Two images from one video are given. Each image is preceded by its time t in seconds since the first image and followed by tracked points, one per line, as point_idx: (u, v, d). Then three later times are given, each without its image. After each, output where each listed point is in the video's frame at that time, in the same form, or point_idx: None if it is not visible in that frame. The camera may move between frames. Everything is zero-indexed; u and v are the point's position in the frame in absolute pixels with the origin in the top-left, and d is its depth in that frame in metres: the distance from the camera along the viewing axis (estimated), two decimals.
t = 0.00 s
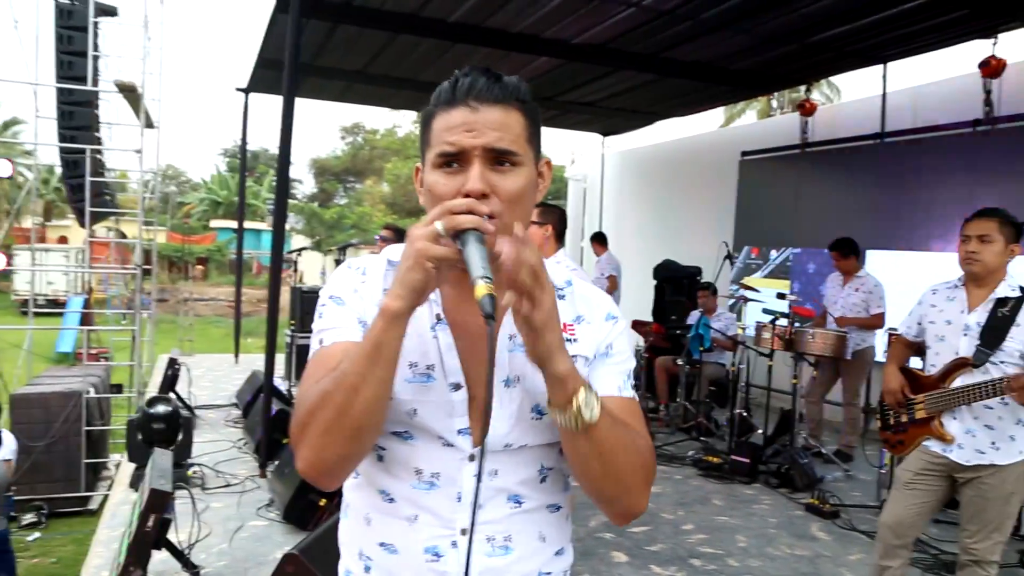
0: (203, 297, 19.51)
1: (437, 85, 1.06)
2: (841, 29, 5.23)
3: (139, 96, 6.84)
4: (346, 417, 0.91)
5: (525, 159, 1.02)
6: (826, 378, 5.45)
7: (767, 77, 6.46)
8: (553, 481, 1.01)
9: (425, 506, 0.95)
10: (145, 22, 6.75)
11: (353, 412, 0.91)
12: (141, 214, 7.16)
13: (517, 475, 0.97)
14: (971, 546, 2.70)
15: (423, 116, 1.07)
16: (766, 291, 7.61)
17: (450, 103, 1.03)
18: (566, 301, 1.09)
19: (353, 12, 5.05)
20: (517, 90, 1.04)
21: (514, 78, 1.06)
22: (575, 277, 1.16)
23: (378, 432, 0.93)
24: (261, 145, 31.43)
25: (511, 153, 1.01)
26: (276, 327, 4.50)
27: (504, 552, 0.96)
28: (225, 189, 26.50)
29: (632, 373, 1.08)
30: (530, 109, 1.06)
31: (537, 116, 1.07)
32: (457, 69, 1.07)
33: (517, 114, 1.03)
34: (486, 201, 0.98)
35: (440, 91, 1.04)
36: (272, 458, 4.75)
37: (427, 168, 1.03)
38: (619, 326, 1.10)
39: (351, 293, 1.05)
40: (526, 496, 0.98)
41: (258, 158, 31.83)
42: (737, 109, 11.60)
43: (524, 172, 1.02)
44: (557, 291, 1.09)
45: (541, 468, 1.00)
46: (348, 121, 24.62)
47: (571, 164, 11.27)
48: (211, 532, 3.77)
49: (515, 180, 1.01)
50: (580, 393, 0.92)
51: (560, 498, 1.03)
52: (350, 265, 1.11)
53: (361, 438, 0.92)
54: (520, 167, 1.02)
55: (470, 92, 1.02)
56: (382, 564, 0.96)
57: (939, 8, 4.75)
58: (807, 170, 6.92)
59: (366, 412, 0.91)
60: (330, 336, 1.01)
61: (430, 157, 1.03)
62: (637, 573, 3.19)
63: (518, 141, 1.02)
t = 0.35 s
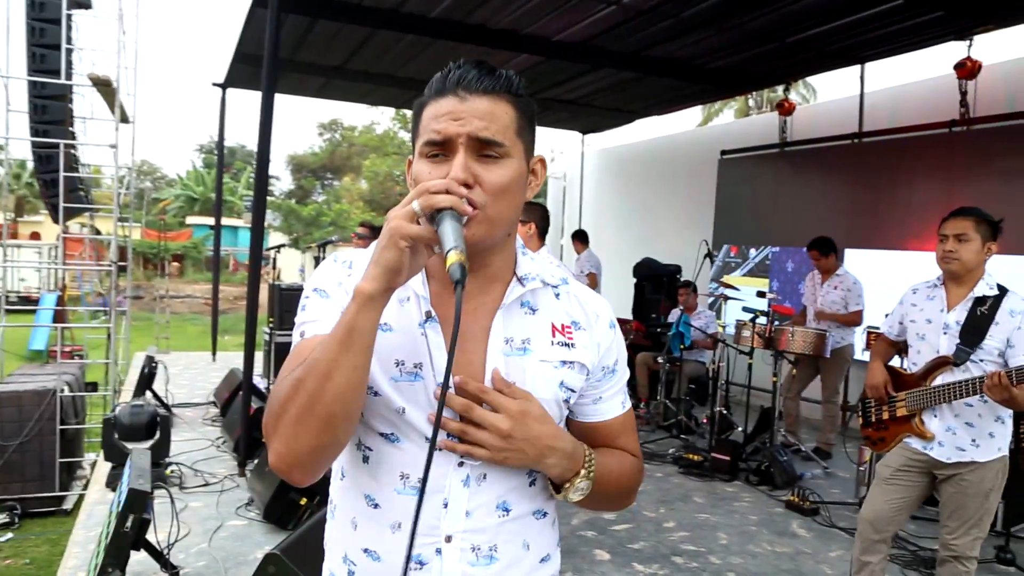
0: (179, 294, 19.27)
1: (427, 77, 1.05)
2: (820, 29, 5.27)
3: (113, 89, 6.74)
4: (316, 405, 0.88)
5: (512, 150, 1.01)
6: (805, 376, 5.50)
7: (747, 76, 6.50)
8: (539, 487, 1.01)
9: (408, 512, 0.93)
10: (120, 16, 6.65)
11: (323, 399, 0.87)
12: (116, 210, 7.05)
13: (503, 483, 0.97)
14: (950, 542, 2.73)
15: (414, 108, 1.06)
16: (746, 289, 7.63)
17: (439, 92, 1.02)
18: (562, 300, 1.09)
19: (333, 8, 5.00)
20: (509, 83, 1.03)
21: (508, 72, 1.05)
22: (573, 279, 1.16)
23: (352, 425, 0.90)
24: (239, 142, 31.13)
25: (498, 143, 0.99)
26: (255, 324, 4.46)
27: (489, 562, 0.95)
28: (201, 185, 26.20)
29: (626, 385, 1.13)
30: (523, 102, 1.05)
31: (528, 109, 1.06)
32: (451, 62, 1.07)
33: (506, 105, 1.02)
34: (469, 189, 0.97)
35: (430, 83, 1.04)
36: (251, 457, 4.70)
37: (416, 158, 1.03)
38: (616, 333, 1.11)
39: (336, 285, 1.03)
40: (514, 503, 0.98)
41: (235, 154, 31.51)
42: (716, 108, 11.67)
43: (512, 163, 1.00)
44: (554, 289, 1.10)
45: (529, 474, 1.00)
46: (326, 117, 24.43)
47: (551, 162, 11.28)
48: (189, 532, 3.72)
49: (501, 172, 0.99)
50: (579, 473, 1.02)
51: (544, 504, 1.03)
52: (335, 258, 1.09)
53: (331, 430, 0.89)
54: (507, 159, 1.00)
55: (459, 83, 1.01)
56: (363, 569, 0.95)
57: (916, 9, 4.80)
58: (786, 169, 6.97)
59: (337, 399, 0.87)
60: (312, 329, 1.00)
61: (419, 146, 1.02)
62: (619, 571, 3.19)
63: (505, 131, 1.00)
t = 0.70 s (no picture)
0: (181, 291, 19.30)
1: (440, 69, 1.04)
2: (823, 26, 5.26)
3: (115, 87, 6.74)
4: (333, 405, 0.87)
5: (530, 143, 1.01)
6: (810, 374, 5.50)
7: (749, 73, 6.48)
8: (560, 490, 1.01)
9: (429, 517, 0.93)
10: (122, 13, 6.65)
11: (342, 398, 0.86)
12: (118, 207, 7.06)
13: (523, 486, 0.97)
14: (960, 543, 2.73)
15: (426, 100, 1.06)
16: (749, 286, 7.59)
17: (453, 85, 1.01)
18: (577, 296, 1.08)
19: (334, 4, 5.00)
20: (523, 74, 1.03)
21: (522, 63, 1.05)
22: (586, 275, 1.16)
23: (370, 425, 0.88)
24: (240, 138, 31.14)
25: (515, 135, 0.99)
26: (259, 321, 4.46)
27: (511, 566, 0.95)
28: (203, 182, 26.22)
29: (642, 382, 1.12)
30: (537, 94, 1.05)
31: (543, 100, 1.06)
32: (462, 53, 1.06)
33: (522, 96, 1.02)
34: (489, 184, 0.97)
35: (444, 74, 1.03)
36: (255, 454, 4.70)
37: (429, 151, 1.02)
38: (630, 329, 1.11)
39: (347, 284, 1.02)
40: (537, 507, 0.98)
41: (236, 151, 31.55)
42: (717, 105, 11.65)
43: (530, 156, 1.00)
44: (568, 287, 1.09)
45: (549, 476, 0.99)
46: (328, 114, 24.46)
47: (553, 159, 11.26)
48: (195, 529, 3.72)
49: (521, 166, 0.99)
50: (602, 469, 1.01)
51: (567, 508, 1.03)
52: (345, 257, 1.08)
53: (349, 430, 0.87)
54: (525, 153, 1.00)
55: (475, 74, 1.01)
56: None
57: (921, 5, 4.79)
58: (789, 167, 6.96)
59: (354, 397, 0.86)
60: (323, 328, 0.98)
61: (432, 139, 1.01)
62: (626, 569, 3.19)
63: (524, 123, 1.00)
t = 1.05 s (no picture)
0: (210, 289, 19.54)
1: (467, 60, 1.03)
2: (855, 19, 5.16)
3: (147, 88, 6.83)
4: (367, 410, 0.85)
5: (564, 135, 1.00)
6: (843, 372, 5.41)
7: (778, 68, 6.40)
8: (599, 498, 1.00)
9: (466, 528, 0.91)
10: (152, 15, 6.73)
11: (376, 403, 0.84)
12: (150, 207, 7.15)
13: (563, 495, 0.95)
14: (1001, 545, 2.67)
15: (453, 92, 1.04)
16: (778, 283, 7.55)
17: (482, 75, 0.99)
18: (614, 293, 1.07)
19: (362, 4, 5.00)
20: (554, 62, 1.02)
21: (551, 51, 1.03)
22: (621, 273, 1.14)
23: (405, 430, 0.87)
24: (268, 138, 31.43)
25: (550, 125, 0.98)
26: (289, 318, 4.49)
27: None
28: (232, 181, 26.55)
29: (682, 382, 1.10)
30: (568, 83, 1.03)
31: (573, 88, 1.04)
32: (489, 42, 1.04)
33: (554, 85, 1.00)
34: (525, 179, 0.96)
35: (471, 65, 1.01)
36: (285, 451, 4.74)
37: (459, 145, 1.00)
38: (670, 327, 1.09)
39: (376, 285, 1.00)
40: (577, 516, 0.96)
41: (264, 151, 31.88)
42: (745, 101, 11.53)
43: (564, 148, 0.99)
44: (605, 284, 1.08)
45: (590, 483, 0.98)
46: (354, 113, 24.62)
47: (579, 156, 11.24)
48: (227, 525, 3.76)
49: (555, 159, 0.98)
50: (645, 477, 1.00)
51: (607, 516, 1.01)
52: (371, 257, 1.06)
53: (384, 436, 0.86)
54: (559, 146, 0.99)
55: (504, 63, 0.99)
56: None
57: None
58: (819, 163, 6.87)
59: (389, 402, 0.84)
60: (352, 332, 0.96)
61: (462, 132, 1.00)
62: (656, 569, 3.16)
63: (557, 113, 0.99)
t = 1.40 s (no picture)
0: (222, 288, 19.64)
1: (466, 53, 1.02)
2: (870, 16, 5.11)
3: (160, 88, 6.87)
4: (366, 418, 0.83)
5: (570, 128, 0.99)
6: (855, 372, 5.38)
7: (791, 66, 6.36)
8: (608, 510, 0.99)
9: (470, 544, 0.90)
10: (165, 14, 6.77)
11: (375, 410, 0.83)
12: (163, 205, 7.19)
13: (570, 510, 0.94)
14: (1015, 547, 2.63)
15: (452, 87, 1.03)
16: (790, 283, 7.56)
17: (483, 69, 0.99)
18: (623, 294, 1.07)
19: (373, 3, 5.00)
20: (555, 52, 1.01)
21: (552, 42, 1.03)
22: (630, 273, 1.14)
23: (407, 439, 0.85)
24: (280, 136, 31.51)
25: (556, 118, 0.97)
26: (300, 316, 4.50)
27: None
28: (244, 180, 26.70)
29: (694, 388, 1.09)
30: (571, 74, 1.03)
31: (576, 79, 1.04)
32: (486, 35, 1.04)
33: (557, 77, 1.00)
34: (533, 173, 0.95)
35: (471, 58, 1.01)
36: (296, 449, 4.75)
37: (460, 142, 0.99)
38: (681, 331, 1.09)
39: (376, 288, 0.99)
40: (586, 529, 0.95)
41: (275, 150, 32.02)
42: (757, 100, 11.48)
43: (571, 141, 0.98)
44: (614, 285, 1.08)
45: (599, 495, 0.97)
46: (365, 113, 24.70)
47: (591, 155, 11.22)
48: (238, 523, 3.77)
49: (562, 152, 0.97)
50: (658, 490, 0.98)
51: (617, 529, 1.01)
52: (369, 259, 1.06)
53: (384, 445, 0.84)
54: (565, 139, 0.98)
55: (505, 55, 0.99)
56: None
57: None
58: (831, 162, 6.84)
59: (389, 409, 0.83)
60: (351, 337, 0.95)
61: (463, 130, 0.98)
62: (666, 569, 3.15)
63: (563, 105, 0.98)
